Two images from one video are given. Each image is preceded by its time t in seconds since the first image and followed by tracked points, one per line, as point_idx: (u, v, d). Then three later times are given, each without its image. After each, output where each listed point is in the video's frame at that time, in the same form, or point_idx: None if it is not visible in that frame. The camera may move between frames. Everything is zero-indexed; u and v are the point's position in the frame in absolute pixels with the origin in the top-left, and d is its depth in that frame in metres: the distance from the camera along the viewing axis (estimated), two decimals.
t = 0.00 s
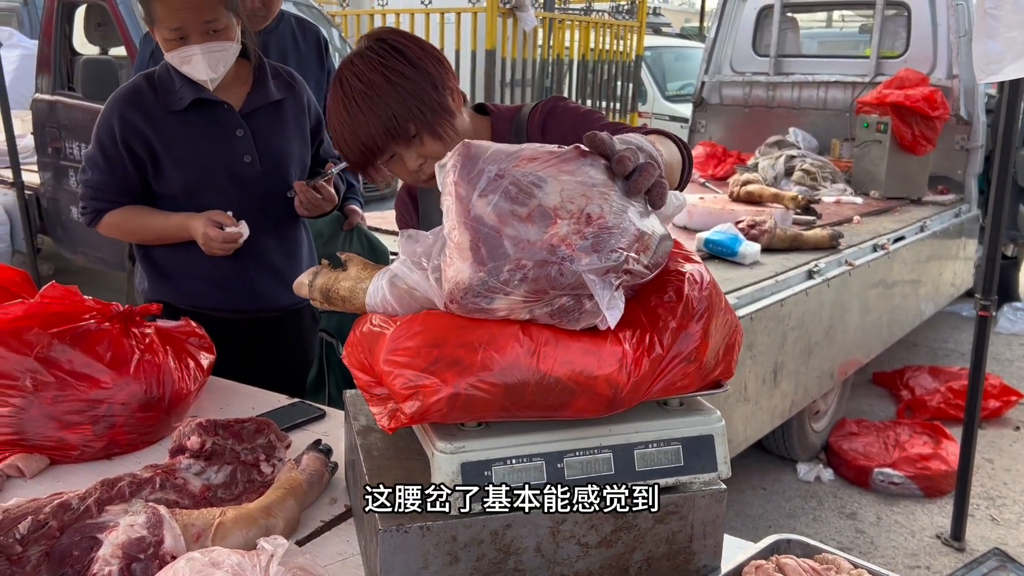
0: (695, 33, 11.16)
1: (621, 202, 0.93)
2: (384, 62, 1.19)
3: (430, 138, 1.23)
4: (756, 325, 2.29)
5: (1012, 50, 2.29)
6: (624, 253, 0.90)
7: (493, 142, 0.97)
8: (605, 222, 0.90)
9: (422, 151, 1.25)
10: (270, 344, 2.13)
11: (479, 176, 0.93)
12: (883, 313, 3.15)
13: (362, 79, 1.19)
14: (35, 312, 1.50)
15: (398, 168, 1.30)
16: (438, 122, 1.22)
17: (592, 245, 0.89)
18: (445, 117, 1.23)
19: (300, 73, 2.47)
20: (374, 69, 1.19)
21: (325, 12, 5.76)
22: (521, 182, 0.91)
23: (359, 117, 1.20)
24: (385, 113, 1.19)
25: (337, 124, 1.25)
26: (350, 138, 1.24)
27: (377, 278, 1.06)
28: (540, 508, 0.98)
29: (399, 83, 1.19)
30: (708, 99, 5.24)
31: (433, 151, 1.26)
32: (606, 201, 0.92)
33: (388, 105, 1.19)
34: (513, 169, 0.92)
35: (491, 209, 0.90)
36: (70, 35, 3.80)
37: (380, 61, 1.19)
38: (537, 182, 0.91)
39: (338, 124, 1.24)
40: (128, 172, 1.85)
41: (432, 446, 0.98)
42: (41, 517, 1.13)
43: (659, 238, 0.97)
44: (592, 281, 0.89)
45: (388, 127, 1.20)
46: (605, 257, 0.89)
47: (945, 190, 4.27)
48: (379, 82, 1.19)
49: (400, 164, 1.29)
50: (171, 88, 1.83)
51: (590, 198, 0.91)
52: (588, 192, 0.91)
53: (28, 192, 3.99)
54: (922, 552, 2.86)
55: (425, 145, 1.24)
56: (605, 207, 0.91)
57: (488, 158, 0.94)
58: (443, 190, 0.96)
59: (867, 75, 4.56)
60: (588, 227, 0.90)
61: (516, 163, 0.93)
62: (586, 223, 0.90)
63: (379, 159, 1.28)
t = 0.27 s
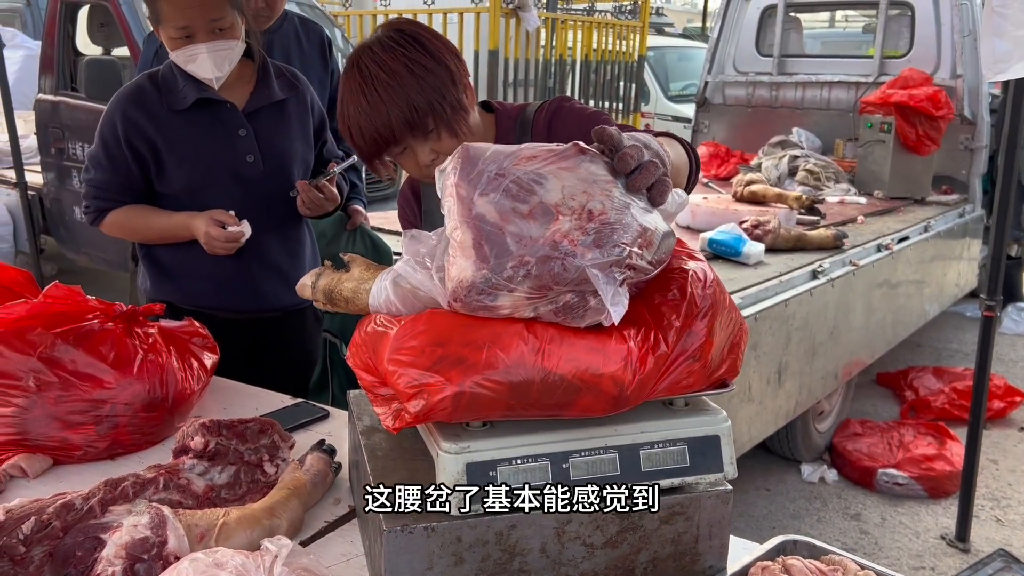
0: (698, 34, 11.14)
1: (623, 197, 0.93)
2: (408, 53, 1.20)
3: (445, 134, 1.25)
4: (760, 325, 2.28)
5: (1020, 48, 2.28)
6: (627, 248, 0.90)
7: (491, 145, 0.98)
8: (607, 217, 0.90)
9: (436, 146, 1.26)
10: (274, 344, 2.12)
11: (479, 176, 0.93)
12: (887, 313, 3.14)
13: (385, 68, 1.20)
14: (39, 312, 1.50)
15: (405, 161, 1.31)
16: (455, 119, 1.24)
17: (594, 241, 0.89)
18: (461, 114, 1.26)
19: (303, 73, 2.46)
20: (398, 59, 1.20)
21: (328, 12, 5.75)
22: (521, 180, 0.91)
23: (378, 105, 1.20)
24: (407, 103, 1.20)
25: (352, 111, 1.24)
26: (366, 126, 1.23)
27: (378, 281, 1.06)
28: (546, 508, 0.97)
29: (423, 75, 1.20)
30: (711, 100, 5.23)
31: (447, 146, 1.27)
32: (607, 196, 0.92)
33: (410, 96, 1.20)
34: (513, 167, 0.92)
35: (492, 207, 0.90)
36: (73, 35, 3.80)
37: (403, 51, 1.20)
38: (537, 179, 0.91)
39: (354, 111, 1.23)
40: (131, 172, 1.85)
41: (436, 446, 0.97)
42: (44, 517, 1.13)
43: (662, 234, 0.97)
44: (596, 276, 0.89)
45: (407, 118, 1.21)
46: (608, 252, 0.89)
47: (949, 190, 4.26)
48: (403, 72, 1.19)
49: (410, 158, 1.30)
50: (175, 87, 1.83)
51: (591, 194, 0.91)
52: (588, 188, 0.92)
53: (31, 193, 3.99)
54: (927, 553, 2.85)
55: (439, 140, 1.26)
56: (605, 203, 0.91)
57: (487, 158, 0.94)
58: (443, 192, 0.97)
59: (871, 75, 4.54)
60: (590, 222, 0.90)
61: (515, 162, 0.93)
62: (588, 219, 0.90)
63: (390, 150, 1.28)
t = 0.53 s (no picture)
0: (700, 34, 11.13)
1: (627, 196, 0.92)
2: (436, 36, 1.21)
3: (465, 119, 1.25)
4: (763, 326, 2.28)
5: None
6: (632, 248, 0.90)
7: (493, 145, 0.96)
8: (611, 219, 0.89)
9: (454, 132, 1.26)
10: (277, 345, 2.13)
11: (482, 178, 0.92)
12: (890, 314, 3.13)
13: (415, 47, 1.20)
14: (42, 313, 1.50)
15: (420, 147, 1.29)
16: (475, 106, 1.25)
17: (598, 243, 0.88)
18: (480, 104, 1.27)
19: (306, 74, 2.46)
20: (428, 40, 1.20)
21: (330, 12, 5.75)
22: (523, 182, 0.90)
23: (407, 81, 1.20)
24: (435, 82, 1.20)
25: (376, 88, 1.22)
26: (389, 106, 1.22)
27: (383, 281, 1.06)
28: (550, 510, 0.97)
29: (451, 58, 1.21)
30: (714, 100, 5.23)
31: (464, 134, 1.27)
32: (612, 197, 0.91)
33: (439, 77, 1.20)
34: (514, 169, 0.91)
35: (495, 208, 0.90)
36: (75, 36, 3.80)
37: (432, 33, 1.21)
38: (540, 180, 0.90)
39: (378, 88, 1.22)
40: (134, 171, 1.84)
41: (440, 449, 0.97)
42: (48, 518, 1.13)
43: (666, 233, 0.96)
44: (599, 278, 0.89)
45: (433, 99, 1.21)
46: (611, 254, 0.89)
47: (952, 191, 4.25)
48: (433, 53, 1.20)
49: (424, 144, 1.29)
50: (179, 87, 1.83)
51: (593, 196, 0.90)
52: (591, 189, 0.90)
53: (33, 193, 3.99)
54: (930, 555, 2.85)
55: (458, 126, 1.26)
56: (610, 204, 0.90)
57: (490, 160, 0.93)
58: (446, 193, 0.96)
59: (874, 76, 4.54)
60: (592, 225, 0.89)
61: (518, 163, 0.92)
62: (591, 220, 0.89)
63: (409, 133, 1.27)
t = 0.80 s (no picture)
0: (701, 34, 11.13)
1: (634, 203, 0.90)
2: (426, 37, 1.20)
3: (459, 121, 1.24)
4: (765, 325, 2.28)
5: None
6: (636, 256, 0.87)
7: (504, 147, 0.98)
8: (618, 223, 0.87)
9: (448, 135, 1.26)
10: (279, 345, 2.12)
11: (489, 179, 0.93)
12: (892, 313, 3.13)
13: (405, 51, 1.19)
14: (43, 313, 1.50)
15: (416, 149, 1.29)
16: (469, 107, 1.24)
17: (604, 248, 0.86)
18: (474, 105, 1.25)
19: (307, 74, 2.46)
20: (418, 43, 1.20)
21: (332, 12, 5.75)
22: (531, 182, 0.90)
23: (396, 85, 1.19)
24: (424, 86, 1.19)
25: (368, 92, 1.22)
26: (381, 108, 1.22)
27: (387, 277, 1.05)
28: (552, 510, 0.97)
29: (441, 60, 1.20)
30: (715, 100, 5.22)
31: (458, 136, 1.26)
32: (619, 202, 0.88)
33: (428, 80, 1.19)
34: (524, 169, 0.92)
35: (501, 208, 0.90)
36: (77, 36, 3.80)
37: (421, 35, 1.20)
38: (548, 180, 0.90)
39: (369, 92, 1.22)
40: (136, 172, 1.84)
41: (441, 448, 0.97)
42: (49, 518, 1.13)
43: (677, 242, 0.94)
44: (604, 284, 0.87)
45: (423, 103, 1.20)
46: (617, 260, 0.86)
47: (954, 190, 4.24)
48: (422, 56, 1.19)
49: (418, 146, 1.29)
50: (181, 87, 1.83)
51: (601, 198, 0.88)
52: (599, 191, 0.89)
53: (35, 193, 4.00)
54: (932, 555, 2.84)
55: (452, 127, 1.25)
56: (617, 207, 0.88)
57: (501, 159, 0.94)
58: (452, 193, 0.96)
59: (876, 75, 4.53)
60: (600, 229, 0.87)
61: (526, 164, 0.93)
62: (599, 224, 0.87)
63: (402, 135, 1.26)
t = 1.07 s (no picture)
0: (703, 35, 11.12)
1: (653, 217, 0.89)
2: (416, 50, 1.20)
3: (454, 132, 1.24)
4: (766, 327, 2.28)
5: None
6: (653, 272, 0.87)
7: (525, 145, 0.97)
8: (637, 237, 0.86)
9: (444, 146, 1.25)
10: (280, 347, 2.12)
11: (507, 182, 0.92)
12: (894, 314, 3.13)
13: (394, 65, 1.19)
14: (44, 315, 1.50)
15: (414, 162, 1.29)
16: (465, 118, 1.23)
17: (622, 263, 0.86)
18: (470, 115, 1.24)
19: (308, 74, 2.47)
20: (408, 57, 1.20)
21: (333, 13, 5.76)
22: (552, 188, 0.90)
23: (387, 100, 1.20)
24: (416, 99, 1.19)
25: (361, 108, 1.23)
26: (374, 122, 1.22)
27: (395, 275, 1.05)
28: (552, 513, 0.97)
29: (432, 73, 1.20)
30: (716, 100, 5.22)
31: (455, 147, 1.26)
32: (639, 214, 0.88)
33: (419, 93, 1.19)
34: (544, 172, 0.91)
35: (519, 213, 0.89)
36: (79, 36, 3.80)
37: (411, 49, 1.20)
38: (569, 188, 0.89)
39: (362, 107, 1.23)
40: (137, 174, 1.85)
41: (441, 450, 0.97)
42: (49, 520, 1.13)
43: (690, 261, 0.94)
44: (620, 301, 0.87)
45: (415, 116, 1.20)
46: (635, 276, 0.86)
47: (955, 191, 4.24)
48: (412, 70, 1.19)
49: (417, 159, 1.29)
50: (182, 90, 1.83)
51: (621, 209, 0.88)
52: (621, 201, 0.88)
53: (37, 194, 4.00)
54: (933, 556, 2.84)
55: (448, 139, 1.24)
56: (637, 218, 0.87)
57: (521, 160, 0.93)
58: (467, 194, 0.95)
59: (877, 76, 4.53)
60: (621, 242, 0.86)
61: (546, 169, 0.92)
62: (618, 237, 0.87)
63: (399, 148, 1.27)
